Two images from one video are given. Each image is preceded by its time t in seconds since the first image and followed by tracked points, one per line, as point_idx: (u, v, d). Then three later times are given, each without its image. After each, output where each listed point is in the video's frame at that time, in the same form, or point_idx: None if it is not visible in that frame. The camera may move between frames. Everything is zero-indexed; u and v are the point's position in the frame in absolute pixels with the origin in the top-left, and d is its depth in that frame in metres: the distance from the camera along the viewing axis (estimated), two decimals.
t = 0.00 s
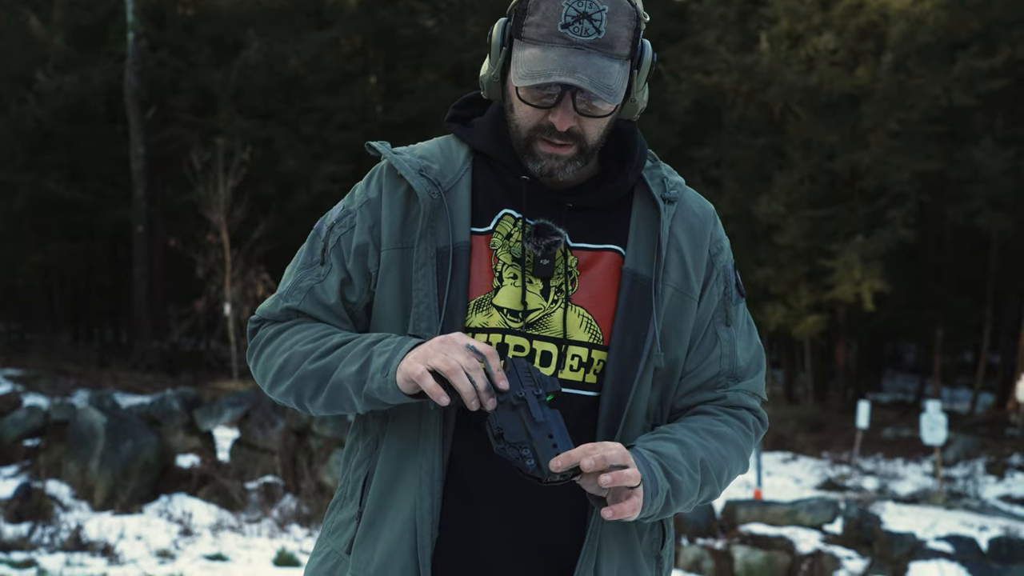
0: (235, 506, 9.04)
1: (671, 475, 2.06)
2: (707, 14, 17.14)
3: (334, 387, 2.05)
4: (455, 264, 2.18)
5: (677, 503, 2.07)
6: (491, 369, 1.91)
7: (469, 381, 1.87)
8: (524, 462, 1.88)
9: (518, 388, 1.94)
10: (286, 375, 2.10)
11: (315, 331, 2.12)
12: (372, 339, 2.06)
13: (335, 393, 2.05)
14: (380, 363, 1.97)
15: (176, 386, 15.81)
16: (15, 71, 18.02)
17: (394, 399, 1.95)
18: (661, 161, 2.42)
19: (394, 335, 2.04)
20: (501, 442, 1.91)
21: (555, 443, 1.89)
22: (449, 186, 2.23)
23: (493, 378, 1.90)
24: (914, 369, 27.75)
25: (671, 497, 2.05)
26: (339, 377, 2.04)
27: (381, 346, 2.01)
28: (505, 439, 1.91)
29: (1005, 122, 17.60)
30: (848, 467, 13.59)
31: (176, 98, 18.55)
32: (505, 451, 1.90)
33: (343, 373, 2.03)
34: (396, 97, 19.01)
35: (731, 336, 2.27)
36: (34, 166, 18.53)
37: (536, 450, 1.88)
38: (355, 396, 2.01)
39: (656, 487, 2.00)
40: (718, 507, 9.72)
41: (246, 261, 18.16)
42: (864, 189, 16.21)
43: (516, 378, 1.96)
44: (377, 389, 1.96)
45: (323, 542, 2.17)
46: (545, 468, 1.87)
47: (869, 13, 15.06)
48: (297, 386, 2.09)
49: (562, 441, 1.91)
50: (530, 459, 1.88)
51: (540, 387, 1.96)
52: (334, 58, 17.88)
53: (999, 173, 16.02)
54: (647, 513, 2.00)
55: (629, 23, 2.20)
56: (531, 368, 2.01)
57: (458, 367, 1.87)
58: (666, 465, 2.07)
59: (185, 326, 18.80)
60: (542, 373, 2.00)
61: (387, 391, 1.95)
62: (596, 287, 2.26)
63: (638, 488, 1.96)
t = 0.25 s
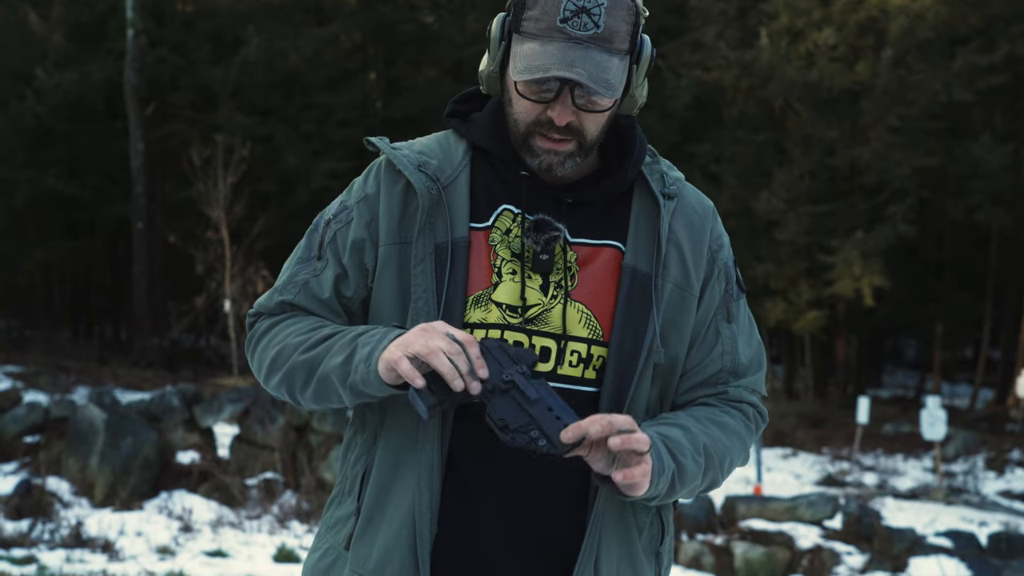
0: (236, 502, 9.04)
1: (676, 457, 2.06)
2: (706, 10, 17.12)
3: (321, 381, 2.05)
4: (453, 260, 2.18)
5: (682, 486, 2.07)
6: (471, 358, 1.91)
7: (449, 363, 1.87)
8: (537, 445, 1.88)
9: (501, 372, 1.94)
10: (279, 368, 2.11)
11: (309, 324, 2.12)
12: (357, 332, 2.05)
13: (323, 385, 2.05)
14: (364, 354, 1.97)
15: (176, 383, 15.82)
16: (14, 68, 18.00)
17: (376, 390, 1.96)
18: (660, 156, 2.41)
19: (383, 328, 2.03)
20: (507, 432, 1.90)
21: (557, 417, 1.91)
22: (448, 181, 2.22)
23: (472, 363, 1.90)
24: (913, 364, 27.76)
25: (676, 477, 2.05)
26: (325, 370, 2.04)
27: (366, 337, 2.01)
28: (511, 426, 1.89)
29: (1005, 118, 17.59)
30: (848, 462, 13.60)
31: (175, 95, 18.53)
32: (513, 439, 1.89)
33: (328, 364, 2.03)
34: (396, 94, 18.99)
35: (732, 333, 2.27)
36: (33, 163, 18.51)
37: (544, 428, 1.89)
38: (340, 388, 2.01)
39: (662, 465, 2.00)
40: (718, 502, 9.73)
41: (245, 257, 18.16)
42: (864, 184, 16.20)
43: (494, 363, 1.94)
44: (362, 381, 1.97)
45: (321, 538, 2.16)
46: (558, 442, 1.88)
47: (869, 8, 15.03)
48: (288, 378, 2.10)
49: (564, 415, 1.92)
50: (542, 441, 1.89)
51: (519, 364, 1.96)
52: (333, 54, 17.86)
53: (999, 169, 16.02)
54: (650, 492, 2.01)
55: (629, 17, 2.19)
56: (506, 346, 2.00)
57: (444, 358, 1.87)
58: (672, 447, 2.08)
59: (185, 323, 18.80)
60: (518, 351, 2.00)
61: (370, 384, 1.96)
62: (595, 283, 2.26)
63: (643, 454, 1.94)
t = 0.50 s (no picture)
0: (234, 499, 9.03)
1: (685, 431, 2.07)
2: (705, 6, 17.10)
3: (313, 389, 2.04)
4: (449, 256, 2.17)
5: (688, 457, 2.07)
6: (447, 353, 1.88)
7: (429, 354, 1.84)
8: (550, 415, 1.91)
9: (481, 365, 1.94)
10: (275, 371, 2.11)
11: (305, 325, 2.11)
12: (345, 339, 2.04)
13: (315, 392, 2.04)
14: (351, 362, 1.96)
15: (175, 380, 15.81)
16: (12, 64, 17.96)
17: (365, 398, 1.94)
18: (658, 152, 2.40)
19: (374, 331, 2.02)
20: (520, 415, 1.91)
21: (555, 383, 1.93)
22: (443, 178, 2.21)
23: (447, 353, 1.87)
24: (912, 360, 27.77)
25: (683, 449, 2.05)
26: (316, 377, 2.03)
27: (353, 344, 2.00)
28: (519, 409, 1.91)
29: (1004, 114, 17.58)
30: (846, 458, 13.60)
31: (173, 91, 18.50)
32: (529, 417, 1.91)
33: (319, 373, 2.02)
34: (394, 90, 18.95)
35: (734, 328, 2.27)
36: (32, 160, 18.48)
37: (552, 398, 1.92)
38: (331, 395, 2.00)
39: (670, 433, 2.00)
40: (717, 499, 9.73)
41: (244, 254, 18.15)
42: (863, 181, 16.19)
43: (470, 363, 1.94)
44: (350, 390, 1.95)
45: (319, 535, 2.16)
46: (564, 399, 1.91)
47: (868, 4, 15.00)
48: (283, 381, 2.09)
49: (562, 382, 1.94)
50: (554, 409, 1.91)
51: (490, 350, 1.97)
52: (331, 51, 17.83)
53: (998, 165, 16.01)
54: (656, 460, 2.01)
55: (625, 12, 2.18)
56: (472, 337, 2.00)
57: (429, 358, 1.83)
58: (680, 418, 2.09)
59: (183, 319, 18.79)
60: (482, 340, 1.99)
61: (358, 393, 1.94)
62: (592, 279, 2.25)
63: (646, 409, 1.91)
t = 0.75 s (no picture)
0: (234, 496, 9.03)
1: (683, 422, 2.07)
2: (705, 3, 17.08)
3: (313, 391, 2.03)
4: (447, 253, 2.16)
5: (688, 450, 2.06)
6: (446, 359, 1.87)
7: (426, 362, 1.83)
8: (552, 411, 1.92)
9: (478, 364, 1.94)
10: (276, 372, 2.10)
11: (303, 326, 2.10)
12: (342, 341, 2.03)
13: (315, 395, 2.03)
14: (349, 365, 1.95)
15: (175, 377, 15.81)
16: (11, 62, 17.93)
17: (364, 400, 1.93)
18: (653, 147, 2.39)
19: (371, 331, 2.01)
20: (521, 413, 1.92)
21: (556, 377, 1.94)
22: (440, 175, 2.21)
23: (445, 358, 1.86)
24: (912, 356, 27.79)
25: (682, 440, 2.05)
26: (315, 378, 2.01)
27: (350, 346, 1.99)
28: (519, 405, 1.92)
29: (1004, 110, 17.57)
30: (847, 455, 13.60)
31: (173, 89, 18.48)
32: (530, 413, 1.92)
33: (318, 375, 2.01)
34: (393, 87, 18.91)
35: (733, 322, 2.26)
36: (32, 157, 18.47)
37: (551, 393, 1.93)
38: (331, 397, 2.00)
39: (668, 425, 2.00)
40: (717, 495, 9.74)
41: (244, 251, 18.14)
42: (863, 177, 16.17)
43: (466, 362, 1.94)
44: (349, 391, 1.94)
45: (317, 533, 2.15)
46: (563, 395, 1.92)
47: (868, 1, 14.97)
48: (284, 382, 2.08)
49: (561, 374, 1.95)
50: (554, 404, 1.92)
51: (484, 349, 1.97)
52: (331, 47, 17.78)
53: (998, 160, 15.99)
54: (654, 452, 2.00)
55: (619, 8, 2.18)
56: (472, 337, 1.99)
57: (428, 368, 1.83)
58: (679, 411, 2.08)
59: (184, 317, 18.79)
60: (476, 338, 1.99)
61: (357, 394, 1.93)
62: (589, 274, 2.24)
63: (644, 400, 1.92)
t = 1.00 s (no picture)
0: (235, 495, 9.04)
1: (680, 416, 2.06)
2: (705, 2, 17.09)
3: (309, 376, 2.01)
4: (442, 252, 2.16)
5: (682, 447, 2.06)
6: (443, 333, 1.83)
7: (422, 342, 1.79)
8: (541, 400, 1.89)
9: (478, 341, 1.89)
10: (271, 368, 2.09)
11: (297, 320, 2.09)
12: (335, 325, 2.02)
13: (311, 382, 2.02)
14: (343, 346, 1.93)
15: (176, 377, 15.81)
16: (13, 62, 17.95)
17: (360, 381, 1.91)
18: (648, 146, 2.39)
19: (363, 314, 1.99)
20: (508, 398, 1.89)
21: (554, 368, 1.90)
22: (435, 175, 2.20)
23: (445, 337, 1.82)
24: (914, 355, 27.79)
25: (677, 437, 2.04)
26: (310, 366, 2.00)
27: (343, 330, 1.97)
28: (507, 391, 1.89)
29: (1005, 109, 17.57)
30: (848, 454, 13.60)
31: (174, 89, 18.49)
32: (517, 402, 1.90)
33: (313, 361, 1.99)
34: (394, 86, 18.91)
35: (728, 320, 2.26)
36: (33, 157, 18.49)
37: (540, 381, 1.89)
38: (327, 383, 1.98)
39: (664, 421, 1.99)
40: (718, 495, 9.73)
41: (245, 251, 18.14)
42: (864, 176, 16.16)
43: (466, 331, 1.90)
44: (345, 373, 1.92)
45: (313, 532, 2.15)
46: (555, 391, 1.89)
47: None
48: (279, 375, 2.07)
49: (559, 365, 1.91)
50: (544, 394, 1.90)
51: (489, 326, 1.91)
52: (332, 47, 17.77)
53: (998, 159, 15.98)
54: (650, 447, 1.99)
55: (613, 6, 2.17)
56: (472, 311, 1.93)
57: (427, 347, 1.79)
58: (675, 406, 2.07)
59: (185, 316, 18.80)
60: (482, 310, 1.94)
61: (354, 374, 1.91)
62: (584, 273, 2.23)
63: (637, 406, 1.93)
